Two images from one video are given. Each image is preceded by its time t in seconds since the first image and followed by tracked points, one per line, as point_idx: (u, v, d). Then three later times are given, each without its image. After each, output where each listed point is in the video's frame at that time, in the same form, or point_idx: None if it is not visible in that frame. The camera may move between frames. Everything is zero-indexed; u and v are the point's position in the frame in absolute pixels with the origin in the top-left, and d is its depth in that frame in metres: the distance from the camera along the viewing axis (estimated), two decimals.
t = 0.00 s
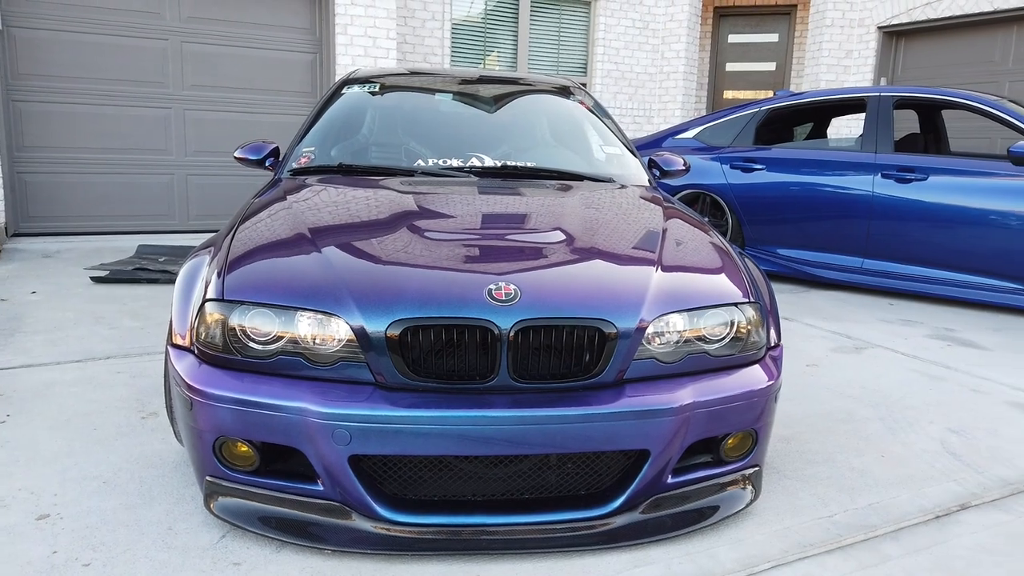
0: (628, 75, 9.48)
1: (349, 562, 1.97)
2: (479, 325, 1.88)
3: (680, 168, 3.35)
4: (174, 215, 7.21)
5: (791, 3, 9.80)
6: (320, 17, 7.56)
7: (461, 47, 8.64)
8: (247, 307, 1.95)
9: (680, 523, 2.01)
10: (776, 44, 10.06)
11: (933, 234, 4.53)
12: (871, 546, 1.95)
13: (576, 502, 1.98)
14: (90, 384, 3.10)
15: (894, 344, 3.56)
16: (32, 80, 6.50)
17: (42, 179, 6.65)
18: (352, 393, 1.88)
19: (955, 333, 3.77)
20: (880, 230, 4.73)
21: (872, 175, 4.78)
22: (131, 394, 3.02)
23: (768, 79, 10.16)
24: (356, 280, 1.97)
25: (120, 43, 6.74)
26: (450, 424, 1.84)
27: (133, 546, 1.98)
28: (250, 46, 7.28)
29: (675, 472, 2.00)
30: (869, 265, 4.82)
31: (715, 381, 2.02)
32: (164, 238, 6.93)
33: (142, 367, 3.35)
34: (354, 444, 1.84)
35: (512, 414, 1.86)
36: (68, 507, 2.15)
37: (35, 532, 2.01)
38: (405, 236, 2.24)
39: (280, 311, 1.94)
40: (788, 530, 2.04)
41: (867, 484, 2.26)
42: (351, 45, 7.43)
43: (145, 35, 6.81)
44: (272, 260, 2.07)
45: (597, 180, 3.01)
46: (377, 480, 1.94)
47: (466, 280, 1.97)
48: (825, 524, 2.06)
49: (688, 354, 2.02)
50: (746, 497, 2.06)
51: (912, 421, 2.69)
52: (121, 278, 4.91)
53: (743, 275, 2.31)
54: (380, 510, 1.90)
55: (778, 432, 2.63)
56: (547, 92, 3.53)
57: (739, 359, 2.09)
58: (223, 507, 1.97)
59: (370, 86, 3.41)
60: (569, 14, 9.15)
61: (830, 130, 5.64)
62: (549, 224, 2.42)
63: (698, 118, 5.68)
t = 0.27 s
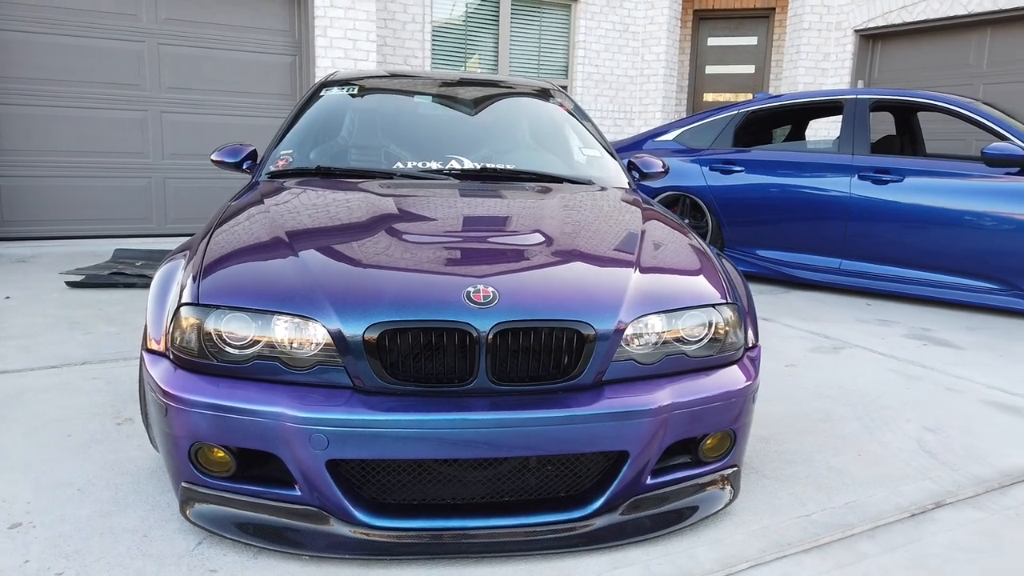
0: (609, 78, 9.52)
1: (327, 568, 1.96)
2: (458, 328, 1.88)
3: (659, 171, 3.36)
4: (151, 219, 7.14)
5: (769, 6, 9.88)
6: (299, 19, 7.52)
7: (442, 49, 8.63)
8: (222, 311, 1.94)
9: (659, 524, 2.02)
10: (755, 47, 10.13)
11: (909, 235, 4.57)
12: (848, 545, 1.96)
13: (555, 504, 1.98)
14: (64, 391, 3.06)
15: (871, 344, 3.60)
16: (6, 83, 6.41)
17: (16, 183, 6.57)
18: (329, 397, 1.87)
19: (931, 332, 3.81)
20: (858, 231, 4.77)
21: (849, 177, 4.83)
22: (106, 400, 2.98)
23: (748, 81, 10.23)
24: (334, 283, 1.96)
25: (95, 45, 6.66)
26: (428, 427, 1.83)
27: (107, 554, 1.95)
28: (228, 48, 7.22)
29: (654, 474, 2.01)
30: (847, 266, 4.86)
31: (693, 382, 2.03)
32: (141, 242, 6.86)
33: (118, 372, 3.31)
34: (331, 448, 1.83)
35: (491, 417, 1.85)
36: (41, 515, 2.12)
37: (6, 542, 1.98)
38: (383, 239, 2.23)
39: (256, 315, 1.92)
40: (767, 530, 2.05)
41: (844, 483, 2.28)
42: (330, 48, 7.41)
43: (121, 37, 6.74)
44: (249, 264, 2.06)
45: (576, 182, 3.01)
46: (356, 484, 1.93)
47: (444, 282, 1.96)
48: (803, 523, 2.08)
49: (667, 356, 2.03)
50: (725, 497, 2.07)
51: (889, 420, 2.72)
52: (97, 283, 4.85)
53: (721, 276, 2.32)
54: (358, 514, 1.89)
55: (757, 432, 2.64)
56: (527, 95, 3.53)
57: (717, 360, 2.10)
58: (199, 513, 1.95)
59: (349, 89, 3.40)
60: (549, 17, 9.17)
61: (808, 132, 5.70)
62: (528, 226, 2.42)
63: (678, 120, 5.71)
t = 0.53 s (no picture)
0: (586, 80, 9.56)
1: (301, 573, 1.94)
2: (432, 331, 1.87)
3: (635, 173, 3.38)
4: (124, 222, 7.05)
5: (744, 10, 9.97)
6: (275, 20, 7.47)
7: (419, 51, 8.61)
8: (193, 315, 1.91)
9: (635, 525, 2.02)
10: (731, 50, 10.22)
11: (883, 235, 4.63)
12: (821, 543, 1.98)
13: (530, 506, 1.98)
14: (33, 397, 3.01)
15: (845, 344, 3.64)
16: None
17: None
18: (302, 401, 1.85)
19: (904, 332, 3.86)
20: (832, 232, 4.83)
21: (824, 179, 4.88)
22: (76, 406, 2.94)
23: (724, 84, 10.31)
24: (307, 286, 1.95)
25: (66, 46, 6.58)
26: (402, 431, 1.82)
27: (75, 563, 1.92)
28: (202, 49, 7.15)
29: (629, 474, 2.01)
30: (822, 267, 4.91)
31: (668, 383, 2.04)
32: (115, 246, 6.77)
33: (89, 378, 3.26)
34: (304, 453, 1.82)
35: (465, 420, 1.85)
36: (7, 525, 2.08)
37: None
38: (357, 242, 2.21)
39: (228, 319, 1.90)
40: (741, 529, 2.07)
41: (818, 482, 2.30)
42: (306, 49, 7.37)
43: (93, 38, 6.66)
44: (221, 267, 2.04)
45: (552, 184, 3.02)
46: (330, 489, 1.92)
47: (418, 285, 1.96)
48: (776, 522, 2.09)
49: (641, 357, 2.03)
50: (700, 497, 2.08)
51: (862, 419, 2.74)
52: (69, 287, 4.78)
53: (695, 277, 2.34)
54: (332, 519, 1.87)
55: (733, 432, 2.66)
56: (504, 97, 3.53)
57: (691, 360, 2.11)
58: (170, 520, 1.92)
59: (325, 90, 3.38)
60: (527, 20, 9.19)
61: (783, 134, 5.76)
62: (503, 228, 2.42)
63: (655, 122, 5.74)
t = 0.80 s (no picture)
0: (565, 81, 9.58)
1: None
2: (407, 332, 1.86)
3: (612, 173, 3.39)
4: (97, 224, 6.95)
5: (721, 10, 10.05)
6: (250, 20, 7.40)
7: (397, 51, 8.58)
8: (164, 318, 1.89)
9: (612, 524, 2.02)
10: (708, 50, 10.29)
11: (857, 234, 4.68)
12: (795, 540, 2.00)
13: (508, 507, 1.97)
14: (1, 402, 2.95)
15: (820, 342, 3.67)
16: None
17: None
18: (276, 404, 1.84)
19: (877, 330, 3.91)
20: (808, 231, 4.87)
21: (798, 179, 4.93)
22: (46, 411, 2.89)
23: (701, 84, 10.38)
24: (280, 288, 1.93)
25: (37, 45, 6.47)
26: (376, 433, 1.81)
27: (43, 571, 1.89)
28: (176, 49, 7.07)
29: (606, 474, 2.02)
30: (798, 266, 4.96)
31: (643, 382, 2.04)
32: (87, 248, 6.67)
33: (59, 382, 3.21)
34: (277, 456, 1.80)
35: (441, 421, 1.84)
36: None
37: None
38: (331, 243, 2.20)
39: (200, 322, 1.88)
40: (717, 527, 2.08)
41: (792, 479, 2.32)
42: (283, 48, 7.31)
43: (64, 37, 6.55)
44: (194, 270, 2.01)
45: (529, 184, 3.02)
46: (304, 492, 1.90)
47: (393, 285, 1.95)
48: (752, 520, 2.11)
49: (617, 356, 2.04)
50: (676, 495, 2.09)
51: (836, 416, 2.77)
52: (40, 290, 4.71)
53: (670, 277, 2.35)
54: (306, 522, 1.86)
55: (709, 430, 2.68)
56: (481, 97, 3.53)
57: (667, 359, 2.12)
58: (141, 526, 1.90)
59: (300, 90, 3.35)
60: (505, 20, 9.19)
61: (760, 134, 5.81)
62: (479, 229, 2.41)
63: (634, 122, 5.76)
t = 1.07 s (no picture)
0: (542, 81, 9.59)
1: None
2: (379, 333, 1.85)
3: (587, 173, 3.39)
4: (68, 225, 6.84)
5: (696, 11, 10.11)
6: (224, 19, 7.33)
7: (373, 51, 8.54)
8: (132, 321, 1.86)
9: (586, 523, 2.03)
10: (684, 51, 10.35)
11: (831, 233, 4.73)
12: (768, 537, 2.01)
13: (482, 508, 1.97)
14: None
15: (794, 340, 3.71)
16: None
17: None
18: (246, 407, 1.82)
19: (851, 327, 3.95)
20: (783, 230, 4.92)
21: (772, 178, 4.97)
22: (12, 416, 2.84)
23: (678, 84, 10.44)
24: (251, 291, 1.91)
25: (3, 44, 6.35)
26: (349, 435, 1.80)
27: None
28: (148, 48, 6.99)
29: (580, 474, 2.02)
30: (773, 265, 5.01)
31: (617, 382, 2.05)
32: (57, 250, 6.56)
33: (26, 387, 3.16)
34: (248, 460, 1.78)
35: (414, 423, 1.83)
36: None
37: None
38: (303, 244, 2.18)
39: (168, 325, 1.85)
40: (691, 525, 2.09)
41: (766, 476, 2.34)
42: (256, 48, 7.24)
43: (32, 35, 6.44)
44: (162, 272, 1.99)
45: (504, 184, 3.01)
46: (276, 496, 1.88)
47: (365, 287, 1.93)
48: (725, 517, 2.12)
49: (591, 356, 2.04)
50: (650, 494, 2.10)
51: (809, 413, 2.80)
52: (7, 293, 4.62)
53: (645, 276, 2.36)
54: (278, 527, 1.84)
55: (684, 429, 2.69)
56: (457, 97, 3.52)
57: (641, 359, 2.12)
58: (110, 532, 1.87)
59: (274, 89, 3.32)
60: (481, 19, 9.18)
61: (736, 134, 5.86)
62: (454, 229, 2.40)
63: (611, 122, 5.78)
